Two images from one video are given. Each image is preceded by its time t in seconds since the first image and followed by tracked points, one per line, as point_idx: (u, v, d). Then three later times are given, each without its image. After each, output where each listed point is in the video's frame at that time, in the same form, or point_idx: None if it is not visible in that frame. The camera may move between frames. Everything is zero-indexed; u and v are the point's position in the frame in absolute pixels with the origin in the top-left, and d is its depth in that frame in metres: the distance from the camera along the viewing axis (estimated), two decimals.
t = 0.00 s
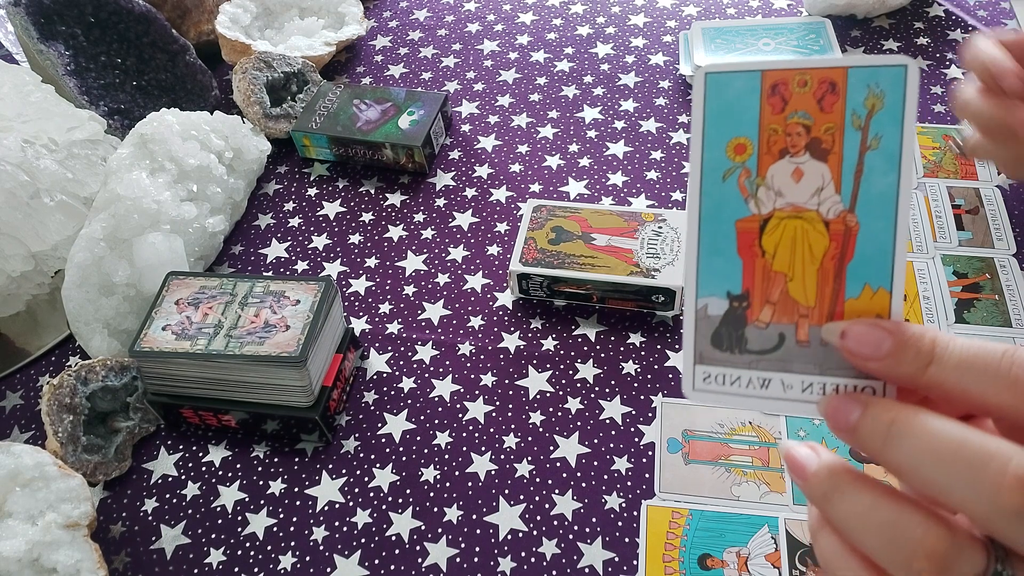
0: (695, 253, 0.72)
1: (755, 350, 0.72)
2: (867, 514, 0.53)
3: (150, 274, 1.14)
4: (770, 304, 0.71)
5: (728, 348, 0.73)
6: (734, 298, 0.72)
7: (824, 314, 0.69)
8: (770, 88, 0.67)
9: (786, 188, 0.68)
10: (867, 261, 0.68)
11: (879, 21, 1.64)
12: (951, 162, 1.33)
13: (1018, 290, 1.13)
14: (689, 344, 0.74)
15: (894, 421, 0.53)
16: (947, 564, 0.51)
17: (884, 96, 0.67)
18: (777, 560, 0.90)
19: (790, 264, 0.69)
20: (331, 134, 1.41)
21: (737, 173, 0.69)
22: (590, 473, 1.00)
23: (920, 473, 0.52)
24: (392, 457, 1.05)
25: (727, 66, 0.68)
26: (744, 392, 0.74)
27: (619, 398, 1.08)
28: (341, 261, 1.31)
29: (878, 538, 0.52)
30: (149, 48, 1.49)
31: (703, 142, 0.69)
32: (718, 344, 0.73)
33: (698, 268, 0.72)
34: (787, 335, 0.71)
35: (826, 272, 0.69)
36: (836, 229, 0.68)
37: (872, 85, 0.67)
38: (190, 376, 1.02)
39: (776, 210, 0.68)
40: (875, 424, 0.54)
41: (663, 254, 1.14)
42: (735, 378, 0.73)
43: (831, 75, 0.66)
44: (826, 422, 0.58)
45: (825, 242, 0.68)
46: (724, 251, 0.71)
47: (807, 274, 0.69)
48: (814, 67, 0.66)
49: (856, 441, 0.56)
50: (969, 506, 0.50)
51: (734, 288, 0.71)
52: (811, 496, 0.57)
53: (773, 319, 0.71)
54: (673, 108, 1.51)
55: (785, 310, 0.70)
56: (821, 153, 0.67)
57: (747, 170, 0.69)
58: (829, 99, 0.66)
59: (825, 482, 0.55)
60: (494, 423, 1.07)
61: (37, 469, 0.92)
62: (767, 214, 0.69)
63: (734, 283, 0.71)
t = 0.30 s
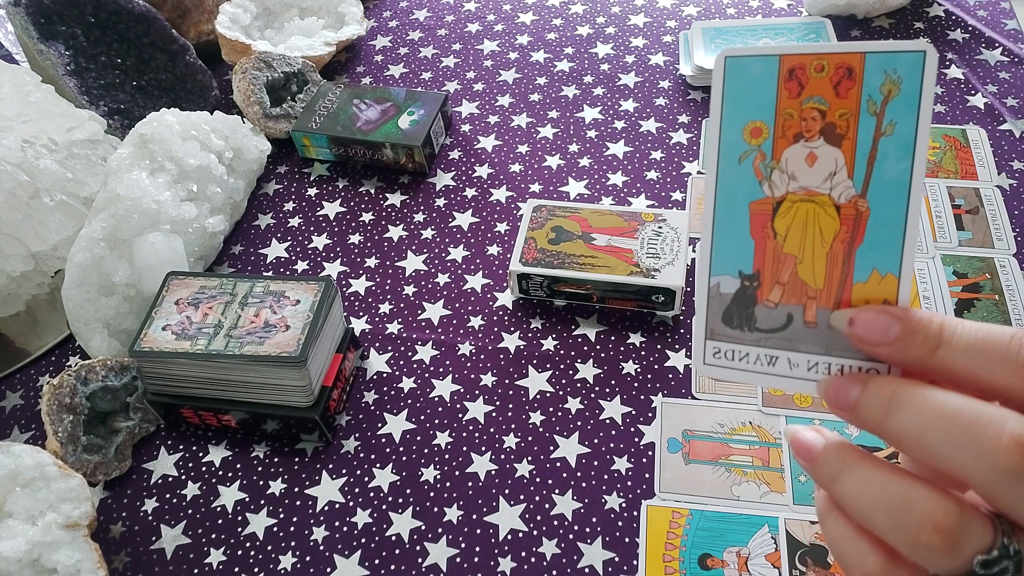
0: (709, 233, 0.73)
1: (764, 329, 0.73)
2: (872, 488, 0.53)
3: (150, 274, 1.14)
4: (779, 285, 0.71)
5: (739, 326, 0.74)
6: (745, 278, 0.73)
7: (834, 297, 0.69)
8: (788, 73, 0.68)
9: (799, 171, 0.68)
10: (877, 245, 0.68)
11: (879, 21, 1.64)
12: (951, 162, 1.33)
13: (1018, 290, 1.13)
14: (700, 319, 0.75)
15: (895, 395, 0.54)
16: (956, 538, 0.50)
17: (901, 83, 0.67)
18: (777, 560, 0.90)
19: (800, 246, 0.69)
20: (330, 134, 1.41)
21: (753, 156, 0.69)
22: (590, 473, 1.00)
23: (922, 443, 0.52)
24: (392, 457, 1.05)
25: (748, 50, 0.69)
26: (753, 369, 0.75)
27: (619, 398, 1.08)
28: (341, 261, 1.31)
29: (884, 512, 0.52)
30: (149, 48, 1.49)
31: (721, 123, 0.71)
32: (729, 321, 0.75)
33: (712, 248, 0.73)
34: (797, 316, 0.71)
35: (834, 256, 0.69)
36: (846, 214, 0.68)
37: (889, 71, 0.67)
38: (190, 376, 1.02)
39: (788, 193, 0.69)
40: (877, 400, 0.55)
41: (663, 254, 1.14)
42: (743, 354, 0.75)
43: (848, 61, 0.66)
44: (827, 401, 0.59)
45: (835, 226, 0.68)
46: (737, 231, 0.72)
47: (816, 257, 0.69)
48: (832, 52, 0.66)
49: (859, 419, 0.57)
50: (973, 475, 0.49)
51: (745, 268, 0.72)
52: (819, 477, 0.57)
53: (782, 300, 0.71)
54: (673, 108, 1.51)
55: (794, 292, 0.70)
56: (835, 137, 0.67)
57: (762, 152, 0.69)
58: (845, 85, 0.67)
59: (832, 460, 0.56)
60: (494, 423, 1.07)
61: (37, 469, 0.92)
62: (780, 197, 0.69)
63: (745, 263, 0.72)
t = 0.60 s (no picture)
0: (710, 234, 0.73)
1: (764, 330, 0.73)
2: (873, 489, 0.53)
3: (150, 274, 1.14)
4: (779, 286, 0.71)
5: (739, 326, 0.74)
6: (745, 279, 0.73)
7: (833, 297, 0.69)
8: (787, 75, 0.68)
9: (799, 173, 0.68)
10: (876, 246, 0.68)
11: (879, 21, 1.64)
12: (951, 162, 1.33)
13: (1018, 290, 1.12)
14: (701, 320, 0.75)
15: (893, 395, 0.54)
16: (959, 539, 0.50)
17: (900, 85, 0.66)
18: (777, 560, 0.90)
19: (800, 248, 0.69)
20: (331, 134, 1.41)
21: (753, 157, 0.70)
22: (590, 474, 1.00)
23: (920, 443, 0.52)
24: (392, 457, 1.05)
25: (748, 53, 0.69)
26: (752, 369, 0.75)
27: (620, 398, 1.08)
28: (341, 261, 1.31)
29: (885, 513, 0.52)
30: (149, 48, 1.49)
31: (721, 125, 0.71)
32: (729, 322, 0.74)
33: (712, 249, 0.73)
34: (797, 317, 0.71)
35: (834, 257, 0.69)
36: (846, 215, 0.68)
37: (888, 73, 0.66)
38: (190, 376, 1.02)
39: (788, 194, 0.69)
40: (876, 401, 0.55)
41: (663, 254, 1.14)
42: (743, 354, 0.75)
43: (847, 63, 0.66)
44: (825, 403, 0.59)
45: (835, 227, 0.68)
46: (737, 232, 0.72)
47: (816, 258, 0.69)
48: (830, 55, 0.66)
49: (858, 419, 0.57)
50: (972, 474, 0.49)
51: (746, 269, 0.72)
52: (821, 479, 0.57)
53: (782, 301, 0.71)
54: (674, 108, 1.51)
55: (794, 292, 0.70)
56: (835, 138, 0.67)
57: (763, 154, 0.69)
58: (844, 87, 0.67)
59: (833, 463, 0.56)
60: (494, 423, 1.07)
61: (37, 469, 0.92)
62: (780, 198, 0.69)
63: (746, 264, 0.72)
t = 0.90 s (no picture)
0: (710, 233, 0.73)
1: (763, 330, 0.73)
2: (873, 493, 0.53)
3: (150, 274, 1.14)
4: (780, 287, 0.71)
5: (739, 327, 0.74)
6: (745, 279, 0.73)
7: (833, 298, 0.69)
8: (791, 76, 0.68)
9: (800, 173, 0.68)
10: (876, 247, 0.68)
11: (879, 21, 1.64)
12: (951, 162, 1.33)
13: (1018, 290, 1.12)
14: (701, 320, 0.75)
15: (891, 398, 0.54)
16: (958, 543, 0.49)
17: (903, 87, 0.67)
18: (777, 560, 0.90)
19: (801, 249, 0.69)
20: (331, 134, 1.41)
21: (755, 158, 0.70)
22: (590, 473, 1.00)
23: (918, 445, 0.52)
24: (392, 457, 1.05)
25: (752, 53, 0.69)
26: (751, 370, 0.75)
27: (619, 398, 1.08)
28: (341, 261, 1.31)
29: (884, 518, 0.52)
30: (149, 48, 1.49)
31: (723, 126, 0.71)
32: (729, 322, 0.74)
33: (713, 249, 0.73)
34: (797, 317, 0.71)
35: (834, 258, 0.69)
36: (847, 217, 0.68)
37: (891, 75, 0.67)
38: (190, 376, 1.02)
39: (789, 195, 0.69)
40: (873, 404, 0.55)
41: (663, 254, 1.14)
42: (743, 355, 0.75)
43: (852, 65, 0.66)
44: (824, 405, 0.60)
45: (835, 228, 0.68)
46: (738, 232, 0.72)
47: (816, 259, 0.69)
48: (835, 56, 0.66)
49: (856, 422, 0.57)
50: (971, 476, 0.49)
51: (746, 269, 0.72)
52: (821, 483, 0.58)
53: (782, 301, 0.71)
54: (673, 108, 1.51)
55: (794, 293, 0.70)
56: (837, 140, 0.67)
57: (765, 154, 0.69)
58: (847, 89, 0.67)
59: (834, 468, 0.56)
60: (494, 423, 1.07)
61: (37, 469, 0.92)
62: (781, 199, 0.69)
63: (746, 265, 0.72)
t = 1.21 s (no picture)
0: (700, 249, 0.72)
1: (758, 342, 0.73)
2: (869, 490, 0.52)
3: (150, 274, 1.14)
4: (772, 297, 0.71)
5: (733, 339, 0.74)
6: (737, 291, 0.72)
7: (825, 306, 0.69)
8: (770, 92, 0.67)
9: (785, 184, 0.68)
10: (863, 254, 0.69)
11: (879, 21, 1.64)
12: (951, 162, 1.33)
13: (1018, 290, 1.12)
14: (695, 335, 0.74)
15: (878, 392, 0.53)
16: (954, 538, 0.50)
17: (879, 98, 0.67)
18: (777, 560, 0.90)
19: (790, 258, 0.69)
20: (331, 135, 1.41)
21: (740, 173, 0.69)
22: (590, 474, 1.00)
23: (905, 443, 0.52)
24: (392, 457, 1.05)
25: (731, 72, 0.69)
26: (749, 383, 0.74)
27: (619, 398, 1.08)
28: (341, 261, 1.31)
29: (879, 518, 0.52)
30: (149, 48, 1.49)
31: (707, 144, 0.70)
32: (724, 335, 0.74)
33: (704, 264, 0.73)
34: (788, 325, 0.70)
35: (824, 266, 0.69)
36: (834, 225, 0.68)
37: (867, 87, 0.67)
38: (190, 376, 1.02)
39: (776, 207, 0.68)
40: (859, 396, 0.54)
41: (663, 254, 1.14)
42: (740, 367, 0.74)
43: (829, 79, 0.66)
44: (804, 398, 0.57)
45: (823, 237, 0.68)
46: (727, 245, 0.71)
47: (806, 267, 0.69)
48: (812, 71, 0.66)
49: (838, 413, 0.55)
50: (961, 475, 0.50)
51: (737, 281, 0.72)
52: (808, 480, 0.56)
53: (774, 311, 0.71)
54: (673, 108, 1.51)
55: (786, 302, 0.70)
56: (821, 150, 0.67)
57: (749, 169, 0.69)
58: (826, 102, 0.67)
59: (824, 466, 0.54)
60: (494, 423, 1.07)
61: (37, 469, 0.92)
62: (768, 212, 0.69)
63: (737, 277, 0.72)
